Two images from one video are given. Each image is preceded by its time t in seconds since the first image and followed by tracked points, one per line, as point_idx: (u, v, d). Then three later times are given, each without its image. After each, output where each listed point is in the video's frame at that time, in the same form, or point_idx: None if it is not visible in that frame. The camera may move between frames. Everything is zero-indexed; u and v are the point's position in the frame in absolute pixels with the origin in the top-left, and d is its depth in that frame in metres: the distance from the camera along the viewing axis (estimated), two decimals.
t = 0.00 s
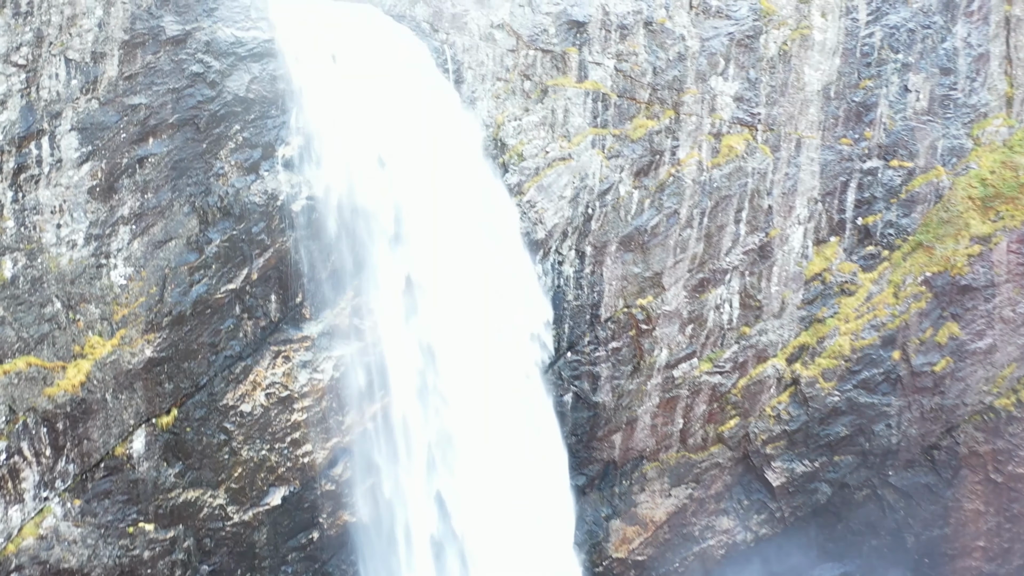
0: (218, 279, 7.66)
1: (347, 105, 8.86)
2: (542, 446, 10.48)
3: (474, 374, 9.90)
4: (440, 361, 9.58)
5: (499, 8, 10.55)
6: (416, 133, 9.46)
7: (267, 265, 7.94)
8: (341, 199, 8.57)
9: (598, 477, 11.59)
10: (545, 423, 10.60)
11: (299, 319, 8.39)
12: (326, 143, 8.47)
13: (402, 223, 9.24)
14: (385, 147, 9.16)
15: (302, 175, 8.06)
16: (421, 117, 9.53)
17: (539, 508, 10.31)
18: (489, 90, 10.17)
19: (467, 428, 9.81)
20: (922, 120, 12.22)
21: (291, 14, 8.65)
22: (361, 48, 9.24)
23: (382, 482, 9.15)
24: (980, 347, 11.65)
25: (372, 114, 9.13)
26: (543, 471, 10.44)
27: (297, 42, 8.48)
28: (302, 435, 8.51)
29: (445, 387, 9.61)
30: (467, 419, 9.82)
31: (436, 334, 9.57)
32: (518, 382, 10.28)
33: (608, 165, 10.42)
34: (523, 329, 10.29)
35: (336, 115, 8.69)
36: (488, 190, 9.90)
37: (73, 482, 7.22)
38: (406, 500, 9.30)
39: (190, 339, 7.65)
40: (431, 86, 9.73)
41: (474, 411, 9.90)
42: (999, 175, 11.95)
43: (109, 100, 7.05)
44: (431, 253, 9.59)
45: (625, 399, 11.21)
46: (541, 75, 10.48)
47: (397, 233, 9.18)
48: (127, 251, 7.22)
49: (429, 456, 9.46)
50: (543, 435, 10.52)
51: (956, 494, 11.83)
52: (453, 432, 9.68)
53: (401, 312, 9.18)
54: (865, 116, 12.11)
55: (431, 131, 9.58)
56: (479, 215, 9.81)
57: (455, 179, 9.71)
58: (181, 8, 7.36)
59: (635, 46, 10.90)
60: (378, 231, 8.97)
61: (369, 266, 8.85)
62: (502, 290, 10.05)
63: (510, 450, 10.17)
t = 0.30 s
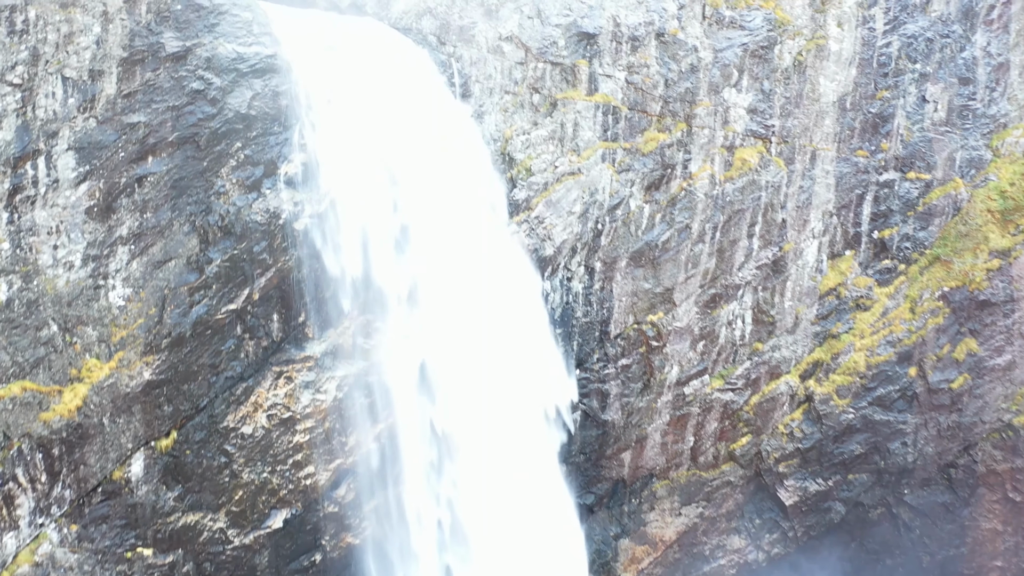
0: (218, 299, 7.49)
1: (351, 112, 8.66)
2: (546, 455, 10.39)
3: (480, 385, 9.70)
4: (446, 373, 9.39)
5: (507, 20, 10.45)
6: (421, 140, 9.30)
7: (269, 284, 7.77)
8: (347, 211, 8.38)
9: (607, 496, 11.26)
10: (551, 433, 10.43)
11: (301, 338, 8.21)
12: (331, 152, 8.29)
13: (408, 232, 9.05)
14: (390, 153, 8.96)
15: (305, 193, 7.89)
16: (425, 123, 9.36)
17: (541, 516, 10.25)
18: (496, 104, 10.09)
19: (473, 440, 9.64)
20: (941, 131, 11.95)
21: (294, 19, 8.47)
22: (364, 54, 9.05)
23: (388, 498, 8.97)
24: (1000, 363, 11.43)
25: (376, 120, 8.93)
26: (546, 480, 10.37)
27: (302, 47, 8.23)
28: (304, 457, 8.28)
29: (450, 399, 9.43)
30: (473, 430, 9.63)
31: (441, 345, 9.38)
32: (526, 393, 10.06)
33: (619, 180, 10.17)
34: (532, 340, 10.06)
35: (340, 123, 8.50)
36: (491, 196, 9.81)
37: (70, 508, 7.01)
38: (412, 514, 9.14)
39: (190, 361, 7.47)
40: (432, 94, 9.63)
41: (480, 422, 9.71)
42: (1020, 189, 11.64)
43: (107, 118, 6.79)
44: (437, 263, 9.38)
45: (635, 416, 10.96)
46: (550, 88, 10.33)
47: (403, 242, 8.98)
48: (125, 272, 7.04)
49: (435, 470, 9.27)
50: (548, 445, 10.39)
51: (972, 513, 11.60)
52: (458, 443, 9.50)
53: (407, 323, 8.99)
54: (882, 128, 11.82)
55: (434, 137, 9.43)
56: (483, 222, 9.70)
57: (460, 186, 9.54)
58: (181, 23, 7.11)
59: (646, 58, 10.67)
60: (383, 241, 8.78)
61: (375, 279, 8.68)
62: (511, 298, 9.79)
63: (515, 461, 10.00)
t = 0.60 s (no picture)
0: (213, 321, 7.32)
1: (351, 127, 8.48)
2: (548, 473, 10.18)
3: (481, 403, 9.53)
4: (446, 391, 9.20)
5: (509, 34, 10.42)
6: (419, 156, 9.19)
7: (265, 305, 7.60)
8: (345, 228, 8.21)
9: (610, 514, 11.02)
10: (555, 450, 10.19)
11: (298, 359, 8.06)
12: (330, 169, 8.10)
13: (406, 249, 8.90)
14: (388, 169, 8.84)
15: (301, 212, 7.74)
16: (422, 140, 9.27)
17: (545, 536, 10.00)
18: (498, 118, 9.98)
19: (474, 459, 9.47)
20: (951, 142, 11.71)
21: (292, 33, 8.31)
22: (363, 68, 8.89)
23: (387, 516, 8.75)
24: (1011, 380, 11.03)
25: (375, 136, 8.77)
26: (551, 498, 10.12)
27: (300, 61, 8.05)
28: (301, 480, 8.08)
29: (451, 418, 9.25)
30: (473, 449, 9.46)
31: (442, 363, 9.18)
32: (527, 410, 9.89)
33: (623, 195, 9.98)
34: (533, 356, 9.89)
35: (340, 138, 8.32)
36: (492, 211, 9.67)
37: (59, 537, 6.73)
38: (411, 536, 8.94)
39: (185, 384, 7.32)
40: (430, 105, 9.54)
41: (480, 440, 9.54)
42: None
43: (98, 139, 6.54)
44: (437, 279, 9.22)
45: (639, 435, 10.71)
46: (553, 102, 10.17)
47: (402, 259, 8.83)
48: (117, 295, 6.87)
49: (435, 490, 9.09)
50: (552, 462, 10.17)
51: (983, 531, 11.17)
52: (458, 463, 9.31)
53: (407, 341, 8.81)
54: (891, 139, 11.61)
55: (432, 153, 9.33)
56: (483, 237, 9.55)
57: (459, 201, 9.40)
58: (174, 41, 7.02)
59: (651, 71, 10.49)
60: (382, 258, 8.63)
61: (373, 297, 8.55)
62: (511, 314, 9.65)
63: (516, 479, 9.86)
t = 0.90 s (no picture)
0: (205, 345, 7.17)
1: (347, 145, 8.43)
2: (550, 494, 9.91)
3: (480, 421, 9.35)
4: (445, 410, 9.03)
5: (508, 49, 10.36)
6: (417, 172, 9.06)
7: (259, 328, 7.43)
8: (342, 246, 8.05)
9: (612, 532, 10.85)
10: (555, 469, 10.01)
11: (293, 383, 7.87)
12: (325, 185, 8.01)
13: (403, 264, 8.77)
14: (386, 185, 8.72)
15: (296, 233, 7.57)
16: (422, 155, 9.15)
17: (544, 556, 9.77)
18: (497, 134, 9.88)
19: (473, 478, 9.26)
20: (958, 154, 11.53)
21: (289, 48, 8.23)
22: (362, 85, 8.82)
23: (384, 536, 8.48)
24: (1021, 397, 10.63)
25: (372, 153, 8.70)
26: (552, 516, 9.89)
27: (298, 77, 7.98)
28: (296, 505, 7.81)
29: (450, 436, 9.05)
30: (471, 466, 9.26)
31: (441, 381, 9.02)
32: (527, 427, 9.73)
33: (625, 212, 9.81)
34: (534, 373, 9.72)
35: (336, 156, 8.25)
36: (490, 228, 9.48)
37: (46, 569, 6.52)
38: (410, 556, 8.68)
39: (177, 410, 7.16)
40: (428, 119, 9.42)
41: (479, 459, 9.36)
42: None
43: (87, 161, 6.39)
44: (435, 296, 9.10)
45: (641, 453, 10.50)
46: (553, 118, 10.04)
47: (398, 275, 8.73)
48: (107, 320, 6.72)
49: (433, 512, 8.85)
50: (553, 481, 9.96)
51: (990, 548, 10.80)
52: (457, 483, 9.09)
53: (403, 359, 8.70)
54: (898, 152, 11.42)
55: (431, 169, 9.21)
56: (482, 254, 9.40)
57: (457, 217, 9.31)
58: (166, 61, 6.83)
59: (654, 85, 10.35)
60: (378, 275, 8.51)
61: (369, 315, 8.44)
62: (511, 330, 9.50)
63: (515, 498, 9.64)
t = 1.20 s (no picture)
0: (196, 370, 7.02)
1: (343, 163, 8.37)
2: (551, 514, 9.66)
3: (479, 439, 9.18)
4: (442, 428, 8.88)
5: (508, 63, 10.26)
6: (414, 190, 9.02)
7: (252, 351, 7.31)
8: (336, 265, 7.97)
9: (614, 550, 10.64)
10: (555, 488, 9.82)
11: (288, 405, 7.73)
12: (319, 202, 7.93)
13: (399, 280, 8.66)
14: (382, 202, 8.64)
15: (290, 254, 7.49)
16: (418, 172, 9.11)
17: None
18: (496, 150, 9.83)
19: (473, 499, 9.00)
20: (963, 167, 11.36)
21: (285, 66, 8.25)
22: (358, 104, 8.79)
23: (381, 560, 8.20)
24: None
25: (368, 170, 8.63)
26: (554, 538, 9.57)
27: (292, 96, 7.92)
28: (290, 530, 7.65)
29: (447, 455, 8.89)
30: (470, 486, 9.00)
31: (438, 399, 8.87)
32: (527, 446, 9.51)
33: (625, 228, 9.66)
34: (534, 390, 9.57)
35: (331, 173, 8.19)
36: (489, 244, 9.46)
37: None
38: None
39: (169, 436, 7.00)
40: (424, 135, 9.40)
41: (479, 479, 9.10)
42: None
43: (75, 185, 6.24)
44: (432, 313, 8.98)
45: (642, 472, 10.29)
46: (553, 134, 9.97)
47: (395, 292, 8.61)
48: (96, 345, 6.56)
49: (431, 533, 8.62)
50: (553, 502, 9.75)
51: (996, 566, 10.66)
52: (455, 504, 8.83)
53: (399, 377, 8.54)
54: (903, 165, 11.23)
55: (428, 186, 9.17)
56: (481, 271, 9.30)
57: (454, 234, 9.25)
58: (157, 81, 6.68)
59: (655, 99, 10.20)
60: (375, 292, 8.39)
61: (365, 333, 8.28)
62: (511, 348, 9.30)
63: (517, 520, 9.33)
